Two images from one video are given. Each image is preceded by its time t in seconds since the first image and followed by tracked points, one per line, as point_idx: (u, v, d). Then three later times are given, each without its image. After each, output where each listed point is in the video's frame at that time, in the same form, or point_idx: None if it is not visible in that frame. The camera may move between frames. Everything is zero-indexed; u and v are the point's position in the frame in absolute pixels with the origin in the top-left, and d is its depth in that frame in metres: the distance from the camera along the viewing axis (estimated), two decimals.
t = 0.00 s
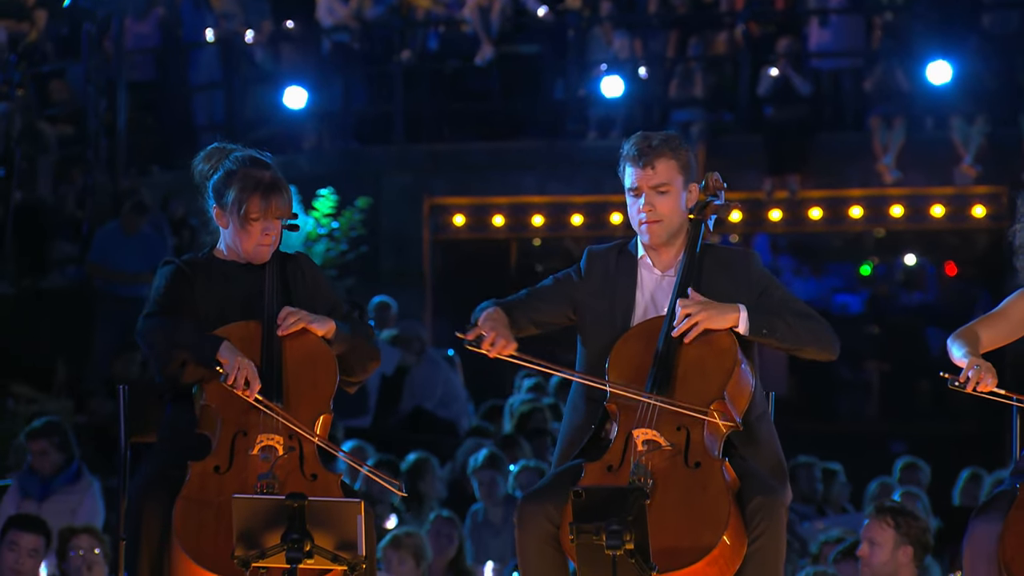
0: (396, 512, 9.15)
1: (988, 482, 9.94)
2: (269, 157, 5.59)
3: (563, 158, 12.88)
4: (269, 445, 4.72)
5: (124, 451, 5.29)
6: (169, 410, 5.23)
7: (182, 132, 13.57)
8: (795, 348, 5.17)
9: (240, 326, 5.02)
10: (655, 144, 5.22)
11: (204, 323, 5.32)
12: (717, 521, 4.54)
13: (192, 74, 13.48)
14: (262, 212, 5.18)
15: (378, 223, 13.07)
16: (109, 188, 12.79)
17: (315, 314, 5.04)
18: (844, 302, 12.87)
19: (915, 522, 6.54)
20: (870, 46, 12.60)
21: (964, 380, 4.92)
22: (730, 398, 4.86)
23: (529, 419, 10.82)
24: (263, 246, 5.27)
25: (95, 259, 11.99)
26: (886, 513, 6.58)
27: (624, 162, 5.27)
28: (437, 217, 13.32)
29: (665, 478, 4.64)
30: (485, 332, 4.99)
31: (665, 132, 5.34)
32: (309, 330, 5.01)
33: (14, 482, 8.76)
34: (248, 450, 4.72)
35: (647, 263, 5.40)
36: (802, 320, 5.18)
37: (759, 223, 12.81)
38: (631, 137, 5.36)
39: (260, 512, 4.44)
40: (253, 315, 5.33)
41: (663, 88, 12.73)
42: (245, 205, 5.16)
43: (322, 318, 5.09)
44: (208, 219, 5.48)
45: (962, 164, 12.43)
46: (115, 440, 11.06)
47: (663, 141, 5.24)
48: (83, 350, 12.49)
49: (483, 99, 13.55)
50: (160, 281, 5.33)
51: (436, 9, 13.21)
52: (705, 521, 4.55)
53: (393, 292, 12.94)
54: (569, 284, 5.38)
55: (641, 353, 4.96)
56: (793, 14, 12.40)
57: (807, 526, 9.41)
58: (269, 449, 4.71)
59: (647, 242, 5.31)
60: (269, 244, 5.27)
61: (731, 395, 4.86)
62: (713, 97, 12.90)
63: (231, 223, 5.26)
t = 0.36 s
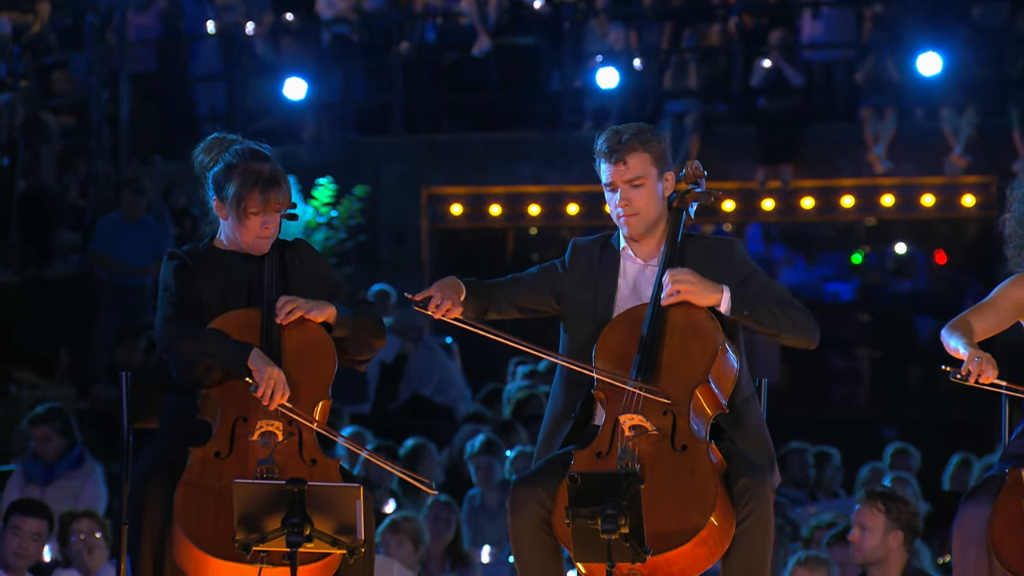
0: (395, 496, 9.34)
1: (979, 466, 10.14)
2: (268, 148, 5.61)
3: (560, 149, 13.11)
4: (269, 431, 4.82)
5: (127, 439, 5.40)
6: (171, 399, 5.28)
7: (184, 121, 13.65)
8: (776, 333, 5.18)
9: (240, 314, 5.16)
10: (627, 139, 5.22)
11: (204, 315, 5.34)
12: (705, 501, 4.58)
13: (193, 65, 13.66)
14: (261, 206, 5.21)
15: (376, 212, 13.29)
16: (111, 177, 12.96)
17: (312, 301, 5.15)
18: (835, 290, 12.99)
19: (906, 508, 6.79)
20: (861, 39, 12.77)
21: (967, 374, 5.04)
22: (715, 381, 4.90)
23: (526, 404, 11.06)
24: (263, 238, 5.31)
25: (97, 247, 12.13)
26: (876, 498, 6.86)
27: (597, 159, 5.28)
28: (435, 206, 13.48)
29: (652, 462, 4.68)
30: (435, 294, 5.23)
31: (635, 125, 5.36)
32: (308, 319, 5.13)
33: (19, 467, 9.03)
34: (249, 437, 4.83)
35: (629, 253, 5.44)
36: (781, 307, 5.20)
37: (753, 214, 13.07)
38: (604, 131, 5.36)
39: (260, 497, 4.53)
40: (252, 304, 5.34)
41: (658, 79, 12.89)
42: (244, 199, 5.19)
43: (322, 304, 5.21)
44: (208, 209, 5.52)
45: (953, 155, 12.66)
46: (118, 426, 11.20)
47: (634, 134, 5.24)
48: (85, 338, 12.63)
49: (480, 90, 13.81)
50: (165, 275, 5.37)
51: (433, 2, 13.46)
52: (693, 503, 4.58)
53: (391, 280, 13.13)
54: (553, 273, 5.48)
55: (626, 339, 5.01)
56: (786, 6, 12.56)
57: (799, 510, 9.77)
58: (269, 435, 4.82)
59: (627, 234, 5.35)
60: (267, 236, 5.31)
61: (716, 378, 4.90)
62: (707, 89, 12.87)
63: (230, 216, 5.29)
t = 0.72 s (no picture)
0: (390, 484, 9.57)
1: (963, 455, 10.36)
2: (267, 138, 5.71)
3: (552, 141, 13.35)
4: (267, 419, 4.88)
5: (127, 427, 5.46)
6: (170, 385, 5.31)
7: (183, 114, 13.85)
8: (760, 335, 5.41)
9: (239, 303, 5.22)
10: (624, 142, 5.38)
11: (202, 301, 5.43)
12: (698, 488, 4.81)
13: (190, 59, 13.89)
14: (261, 192, 5.31)
15: (373, 204, 13.57)
16: (112, 169, 13.20)
17: (310, 293, 5.21)
18: (823, 280, 13.46)
19: (893, 496, 6.85)
20: (848, 33, 12.90)
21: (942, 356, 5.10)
22: (707, 372, 5.16)
23: (520, 393, 11.25)
24: (263, 224, 5.41)
25: (97, 239, 12.32)
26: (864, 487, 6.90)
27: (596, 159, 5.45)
28: (430, 198, 13.72)
29: (646, 450, 4.91)
30: (445, 289, 5.36)
31: (636, 122, 5.49)
32: (305, 311, 5.19)
33: (20, 454, 9.26)
34: (247, 425, 4.88)
35: (625, 246, 5.65)
36: (769, 309, 5.43)
37: (742, 205, 13.29)
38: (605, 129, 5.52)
39: (259, 484, 4.55)
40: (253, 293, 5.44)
41: (649, 73, 13.05)
42: (244, 185, 5.28)
43: (321, 293, 5.28)
44: (208, 197, 5.61)
45: (939, 147, 12.86)
46: (118, 413, 11.40)
47: (632, 135, 5.40)
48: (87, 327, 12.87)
49: (474, 82, 14.00)
50: (165, 262, 5.45)
51: None
52: (686, 491, 4.80)
53: (387, 270, 13.44)
54: (550, 264, 5.67)
55: (623, 330, 5.26)
56: None
57: (788, 497, 9.99)
58: (267, 423, 4.88)
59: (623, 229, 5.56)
60: (267, 223, 5.41)
61: (708, 368, 5.15)
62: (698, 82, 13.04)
63: (231, 202, 5.39)
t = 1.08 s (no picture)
0: (384, 472, 9.74)
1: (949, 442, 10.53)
2: (270, 130, 5.65)
3: (544, 133, 13.67)
4: (266, 408, 4.87)
5: (124, 414, 5.44)
6: (167, 373, 5.31)
7: (181, 109, 14.31)
8: (753, 329, 5.31)
9: (237, 293, 5.19)
10: (626, 149, 5.25)
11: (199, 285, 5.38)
12: (694, 480, 4.70)
13: (188, 54, 14.26)
14: (262, 181, 5.24)
15: (368, 198, 13.73)
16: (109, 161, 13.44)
17: (308, 283, 5.19)
18: (810, 271, 13.43)
19: (880, 484, 6.91)
20: (836, 28, 13.17)
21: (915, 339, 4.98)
22: (705, 363, 5.05)
23: (513, 383, 11.39)
24: (262, 214, 5.34)
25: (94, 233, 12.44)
26: (851, 474, 6.99)
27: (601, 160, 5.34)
28: (424, 191, 13.96)
29: (643, 439, 4.81)
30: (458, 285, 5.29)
31: (646, 129, 5.35)
32: (304, 302, 5.17)
33: (20, 442, 9.42)
34: (245, 414, 4.86)
35: (626, 240, 5.51)
36: (766, 305, 5.32)
37: (732, 198, 13.45)
38: (614, 128, 5.38)
39: (254, 471, 4.54)
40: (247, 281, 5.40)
41: (640, 68, 13.35)
42: (246, 173, 5.22)
43: (321, 284, 5.26)
44: (210, 186, 5.54)
45: (926, 140, 13.06)
46: (116, 402, 11.61)
47: (637, 141, 5.28)
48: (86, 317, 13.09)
49: (466, 78, 14.11)
50: (163, 249, 5.41)
51: None
52: (682, 482, 4.70)
53: (381, 263, 13.58)
54: (551, 253, 5.55)
55: (623, 319, 5.15)
56: None
57: (776, 484, 10.18)
58: (265, 412, 4.87)
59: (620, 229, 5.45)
60: (267, 213, 5.34)
61: (706, 359, 5.04)
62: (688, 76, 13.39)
63: (231, 190, 5.32)
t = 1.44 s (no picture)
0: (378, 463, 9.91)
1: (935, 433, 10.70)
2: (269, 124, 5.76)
3: (536, 129, 13.91)
4: (263, 398, 4.97)
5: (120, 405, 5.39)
6: (165, 363, 5.36)
7: (178, 104, 14.49)
8: (752, 322, 5.36)
9: (237, 285, 5.27)
10: (648, 149, 5.27)
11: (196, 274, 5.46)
12: (688, 474, 4.78)
13: (186, 50, 14.42)
14: (262, 173, 5.35)
15: (362, 192, 13.96)
16: (106, 156, 13.61)
17: (306, 276, 5.28)
18: (798, 265, 13.59)
19: (866, 472, 6.89)
20: (824, 24, 13.57)
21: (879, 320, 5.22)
22: (702, 356, 5.12)
23: (504, 374, 11.50)
24: (260, 206, 5.45)
25: (92, 228, 12.70)
26: (837, 464, 6.97)
27: (619, 154, 5.35)
28: (418, 185, 14.22)
29: (639, 432, 4.89)
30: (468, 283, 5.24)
31: (665, 130, 5.39)
32: (302, 294, 5.27)
33: (19, 433, 9.61)
34: (243, 404, 4.96)
35: (627, 234, 5.57)
36: (764, 297, 5.38)
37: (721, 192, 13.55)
38: (634, 125, 5.40)
39: (251, 462, 4.59)
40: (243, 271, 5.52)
41: (630, 63, 13.62)
42: (246, 165, 5.33)
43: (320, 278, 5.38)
44: (209, 177, 5.66)
45: (911, 135, 13.23)
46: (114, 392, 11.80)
47: (658, 142, 5.31)
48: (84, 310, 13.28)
49: (458, 74, 14.37)
50: (162, 237, 5.52)
51: None
52: (678, 474, 4.77)
53: (375, 255, 13.84)
54: (552, 243, 5.58)
55: (622, 311, 5.22)
56: None
57: (764, 474, 10.36)
58: (263, 403, 4.96)
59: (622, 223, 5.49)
60: (265, 205, 5.45)
61: (703, 354, 5.11)
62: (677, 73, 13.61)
63: (231, 181, 5.42)
